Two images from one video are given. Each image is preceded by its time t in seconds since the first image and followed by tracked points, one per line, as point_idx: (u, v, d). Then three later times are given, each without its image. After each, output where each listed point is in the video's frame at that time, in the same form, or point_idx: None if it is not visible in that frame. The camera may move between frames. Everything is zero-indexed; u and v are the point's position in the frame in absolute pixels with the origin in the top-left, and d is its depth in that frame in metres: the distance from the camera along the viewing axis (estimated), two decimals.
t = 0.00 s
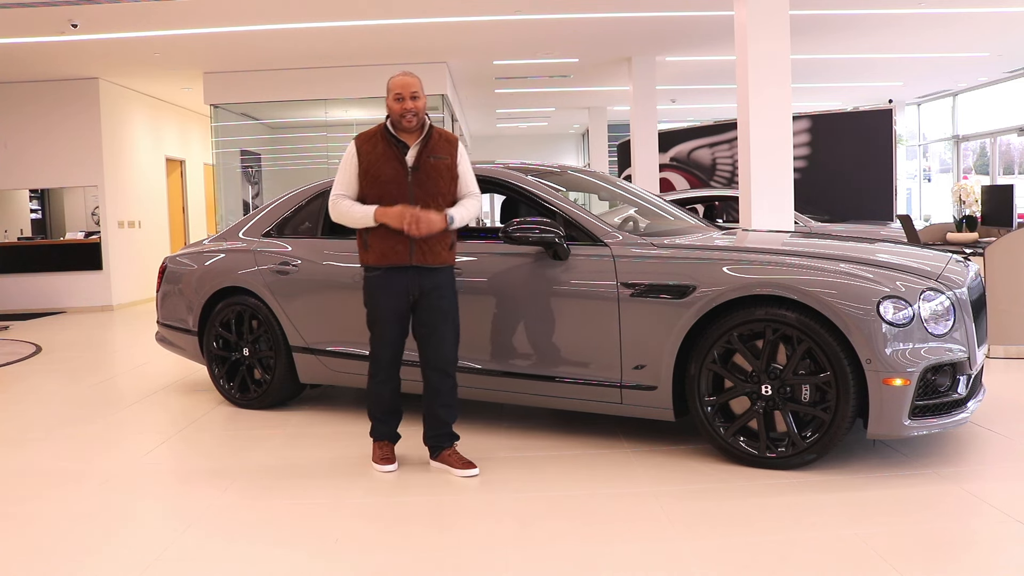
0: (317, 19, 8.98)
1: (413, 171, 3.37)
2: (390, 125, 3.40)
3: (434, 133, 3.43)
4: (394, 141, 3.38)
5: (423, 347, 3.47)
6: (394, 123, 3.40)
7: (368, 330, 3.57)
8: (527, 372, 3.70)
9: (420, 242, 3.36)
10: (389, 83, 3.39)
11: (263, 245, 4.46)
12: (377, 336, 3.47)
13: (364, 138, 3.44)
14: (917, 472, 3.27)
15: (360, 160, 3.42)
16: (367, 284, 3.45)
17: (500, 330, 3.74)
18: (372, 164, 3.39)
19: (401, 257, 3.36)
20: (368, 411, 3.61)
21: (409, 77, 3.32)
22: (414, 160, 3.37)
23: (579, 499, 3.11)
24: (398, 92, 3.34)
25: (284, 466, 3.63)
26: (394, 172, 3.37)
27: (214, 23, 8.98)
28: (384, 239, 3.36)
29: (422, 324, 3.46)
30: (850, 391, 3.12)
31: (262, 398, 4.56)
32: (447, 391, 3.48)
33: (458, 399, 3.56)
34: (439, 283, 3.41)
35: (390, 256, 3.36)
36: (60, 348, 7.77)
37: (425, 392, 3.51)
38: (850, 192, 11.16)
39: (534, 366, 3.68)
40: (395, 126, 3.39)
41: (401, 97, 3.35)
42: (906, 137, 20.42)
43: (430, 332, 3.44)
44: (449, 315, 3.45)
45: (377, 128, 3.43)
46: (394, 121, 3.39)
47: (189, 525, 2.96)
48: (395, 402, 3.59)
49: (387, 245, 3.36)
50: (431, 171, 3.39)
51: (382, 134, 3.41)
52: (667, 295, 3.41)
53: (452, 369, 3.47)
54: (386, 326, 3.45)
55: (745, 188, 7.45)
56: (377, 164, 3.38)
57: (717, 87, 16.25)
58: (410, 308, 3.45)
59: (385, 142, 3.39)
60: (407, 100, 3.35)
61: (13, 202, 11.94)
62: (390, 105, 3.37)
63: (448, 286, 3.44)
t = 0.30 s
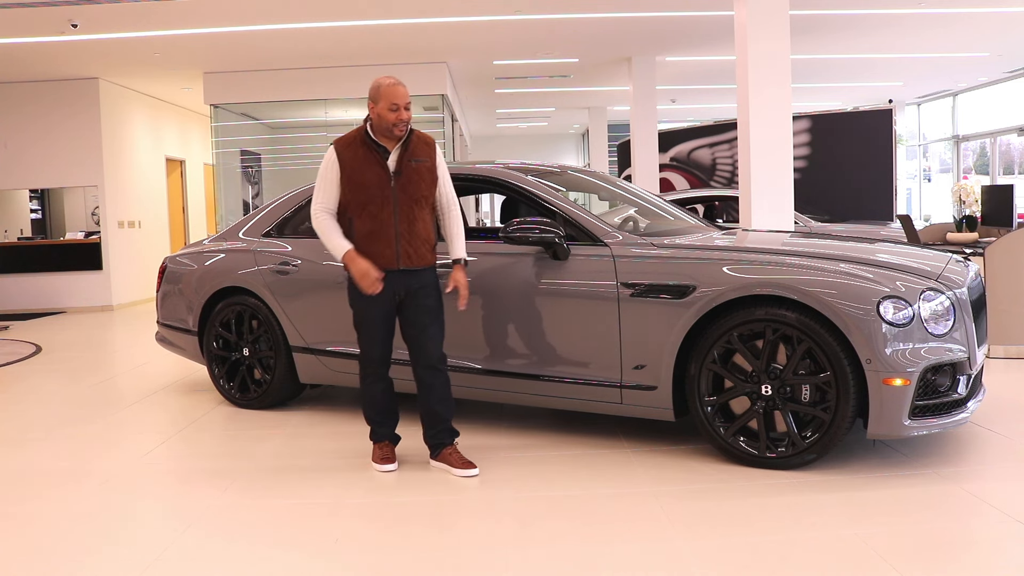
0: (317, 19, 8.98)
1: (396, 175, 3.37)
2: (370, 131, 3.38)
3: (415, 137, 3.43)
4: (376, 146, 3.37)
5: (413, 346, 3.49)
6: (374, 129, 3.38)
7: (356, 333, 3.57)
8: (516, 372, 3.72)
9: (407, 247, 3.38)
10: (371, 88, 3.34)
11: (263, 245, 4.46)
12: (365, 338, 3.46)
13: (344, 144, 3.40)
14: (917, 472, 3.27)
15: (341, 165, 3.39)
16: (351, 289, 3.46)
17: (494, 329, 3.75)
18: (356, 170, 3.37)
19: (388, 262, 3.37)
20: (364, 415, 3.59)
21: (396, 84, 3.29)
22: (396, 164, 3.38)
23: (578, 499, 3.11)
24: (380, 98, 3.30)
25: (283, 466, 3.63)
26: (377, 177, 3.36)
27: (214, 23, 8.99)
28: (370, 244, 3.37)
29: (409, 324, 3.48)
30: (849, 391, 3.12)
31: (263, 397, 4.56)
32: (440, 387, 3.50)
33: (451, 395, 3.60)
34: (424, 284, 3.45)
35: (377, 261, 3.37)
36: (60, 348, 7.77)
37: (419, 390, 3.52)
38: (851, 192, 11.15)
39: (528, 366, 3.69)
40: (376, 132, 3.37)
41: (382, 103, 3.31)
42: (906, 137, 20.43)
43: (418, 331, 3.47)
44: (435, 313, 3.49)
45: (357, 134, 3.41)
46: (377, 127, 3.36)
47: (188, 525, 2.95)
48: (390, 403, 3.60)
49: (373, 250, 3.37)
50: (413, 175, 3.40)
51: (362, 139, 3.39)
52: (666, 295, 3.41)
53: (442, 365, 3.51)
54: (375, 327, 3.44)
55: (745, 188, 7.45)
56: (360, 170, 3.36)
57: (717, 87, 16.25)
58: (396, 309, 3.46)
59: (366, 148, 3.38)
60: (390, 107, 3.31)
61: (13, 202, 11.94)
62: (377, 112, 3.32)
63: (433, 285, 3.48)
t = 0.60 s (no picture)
0: (317, 19, 8.98)
1: (392, 175, 3.43)
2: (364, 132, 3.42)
3: (404, 138, 3.50)
4: (370, 148, 3.41)
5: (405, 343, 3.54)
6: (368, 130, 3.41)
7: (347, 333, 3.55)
8: (512, 371, 3.73)
9: (406, 245, 3.45)
10: (365, 89, 3.37)
11: (263, 245, 4.46)
12: (361, 337, 3.47)
13: (338, 145, 3.40)
14: (916, 471, 3.27)
15: (338, 166, 3.38)
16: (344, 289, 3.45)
17: (492, 328, 3.75)
18: (352, 171, 3.38)
19: (390, 261, 3.42)
20: (363, 416, 3.57)
21: (393, 87, 3.34)
22: (391, 164, 3.44)
23: (579, 499, 3.11)
24: (376, 101, 3.33)
25: (283, 466, 3.63)
26: (375, 178, 3.40)
27: (214, 23, 8.99)
28: (370, 244, 3.40)
29: (401, 322, 3.53)
30: (850, 391, 3.12)
31: (262, 397, 4.56)
32: (432, 382, 3.55)
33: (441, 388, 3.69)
34: (415, 280, 3.52)
35: (379, 261, 3.40)
36: (60, 348, 7.77)
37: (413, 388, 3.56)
38: (851, 192, 11.15)
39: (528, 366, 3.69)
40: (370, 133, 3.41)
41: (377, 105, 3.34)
42: (906, 137, 20.43)
43: (412, 329, 3.52)
44: (427, 309, 3.56)
45: (349, 135, 3.43)
46: (371, 128, 3.39)
47: (189, 525, 2.96)
48: (388, 402, 3.59)
49: (375, 249, 3.40)
50: (407, 174, 3.48)
51: (357, 140, 3.41)
52: (667, 295, 3.41)
53: (435, 359, 3.55)
54: (370, 327, 3.46)
55: (745, 188, 7.45)
56: (358, 170, 3.38)
57: (717, 87, 16.25)
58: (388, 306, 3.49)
59: (361, 149, 3.41)
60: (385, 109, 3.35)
61: (14, 202, 11.94)
62: (375, 113, 3.35)
63: (423, 282, 3.56)
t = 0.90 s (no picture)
0: (317, 19, 8.99)
1: (392, 174, 3.48)
2: (364, 132, 3.44)
3: (398, 138, 3.55)
4: (371, 148, 3.44)
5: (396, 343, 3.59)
6: (367, 131, 3.44)
7: (347, 331, 3.53)
8: (511, 372, 3.73)
9: (408, 242, 3.52)
10: (363, 90, 3.39)
11: (263, 245, 4.46)
12: (365, 336, 3.47)
13: (339, 145, 3.40)
14: (916, 471, 3.27)
15: (342, 167, 3.38)
16: (347, 288, 3.44)
17: (494, 328, 3.75)
18: (354, 171, 3.40)
19: (395, 258, 3.47)
20: (364, 416, 3.56)
21: (390, 88, 3.39)
22: (391, 164, 3.49)
23: (579, 499, 3.11)
24: (376, 101, 3.37)
25: (283, 467, 3.63)
26: (378, 177, 3.43)
27: (214, 23, 8.99)
28: (377, 242, 3.43)
29: (400, 321, 3.57)
30: (850, 391, 3.12)
31: (262, 398, 4.56)
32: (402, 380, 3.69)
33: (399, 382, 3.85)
34: (410, 279, 3.59)
35: (386, 259, 3.44)
36: (60, 348, 7.77)
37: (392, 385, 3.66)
38: (851, 192, 11.15)
39: (527, 366, 3.70)
40: (370, 133, 3.43)
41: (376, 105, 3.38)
42: (906, 137, 20.43)
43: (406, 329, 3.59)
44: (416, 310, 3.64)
45: (349, 135, 3.44)
46: (371, 129, 3.42)
47: (189, 525, 2.95)
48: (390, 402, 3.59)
49: (382, 247, 3.43)
50: (404, 173, 3.54)
51: (358, 140, 3.43)
52: (667, 295, 3.41)
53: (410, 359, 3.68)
54: (375, 327, 3.47)
55: (745, 188, 7.45)
56: (363, 170, 3.40)
57: (717, 87, 16.25)
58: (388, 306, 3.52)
59: (363, 149, 3.43)
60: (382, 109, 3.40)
61: (14, 202, 11.94)
62: (375, 113, 3.39)
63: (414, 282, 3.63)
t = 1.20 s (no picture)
0: (317, 19, 8.98)
1: (391, 177, 3.52)
2: (367, 134, 3.46)
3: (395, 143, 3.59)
4: (372, 150, 3.46)
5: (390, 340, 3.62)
6: (369, 134, 3.47)
7: (344, 328, 3.52)
8: (511, 372, 3.73)
9: (404, 244, 3.56)
10: (365, 94, 3.43)
11: (263, 245, 4.46)
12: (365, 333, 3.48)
13: (343, 146, 3.41)
14: (917, 471, 3.27)
15: (346, 167, 3.38)
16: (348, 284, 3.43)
17: (495, 328, 3.74)
18: (358, 171, 3.41)
19: (394, 260, 3.50)
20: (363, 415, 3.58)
21: (388, 92, 3.45)
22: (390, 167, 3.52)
23: (579, 499, 3.11)
24: (377, 105, 3.43)
25: (283, 467, 3.63)
26: (379, 179, 3.45)
27: (214, 23, 8.99)
28: (378, 242, 3.44)
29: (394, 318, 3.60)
30: (850, 391, 3.12)
31: (262, 398, 4.56)
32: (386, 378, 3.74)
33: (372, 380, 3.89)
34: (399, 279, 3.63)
35: (386, 259, 3.46)
36: (60, 348, 7.77)
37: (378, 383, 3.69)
38: (851, 192, 11.14)
39: (527, 366, 3.70)
40: (371, 136, 3.46)
41: (376, 109, 3.44)
42: (906, 137, 20.43)
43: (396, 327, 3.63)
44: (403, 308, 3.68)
45: (351, 136, 3.45)
46: (372, 132, 3.45)
47: (189, 525, 2.95)
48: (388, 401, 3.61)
49: (383, 247, 3.45)
50: (400, 178, 3.58)
51: (360, 142, 3.45)
52: (666, 295, 3.41)
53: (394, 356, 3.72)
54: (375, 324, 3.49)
55: (745, 188, 7.45)
56: (366, 172, 3.42)
57: (717, 87, 16.25)
58: (383, 304, 3.52)
59: (365, 151, 3.45)
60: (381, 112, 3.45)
61: (13, 202, 11.94)
62: (377, 117, 3.44)
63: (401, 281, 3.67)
